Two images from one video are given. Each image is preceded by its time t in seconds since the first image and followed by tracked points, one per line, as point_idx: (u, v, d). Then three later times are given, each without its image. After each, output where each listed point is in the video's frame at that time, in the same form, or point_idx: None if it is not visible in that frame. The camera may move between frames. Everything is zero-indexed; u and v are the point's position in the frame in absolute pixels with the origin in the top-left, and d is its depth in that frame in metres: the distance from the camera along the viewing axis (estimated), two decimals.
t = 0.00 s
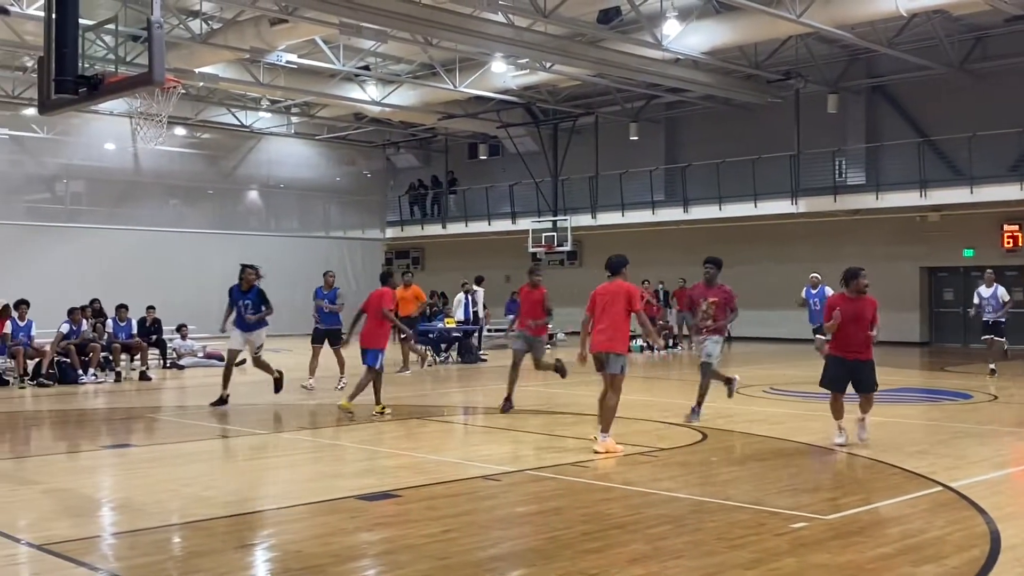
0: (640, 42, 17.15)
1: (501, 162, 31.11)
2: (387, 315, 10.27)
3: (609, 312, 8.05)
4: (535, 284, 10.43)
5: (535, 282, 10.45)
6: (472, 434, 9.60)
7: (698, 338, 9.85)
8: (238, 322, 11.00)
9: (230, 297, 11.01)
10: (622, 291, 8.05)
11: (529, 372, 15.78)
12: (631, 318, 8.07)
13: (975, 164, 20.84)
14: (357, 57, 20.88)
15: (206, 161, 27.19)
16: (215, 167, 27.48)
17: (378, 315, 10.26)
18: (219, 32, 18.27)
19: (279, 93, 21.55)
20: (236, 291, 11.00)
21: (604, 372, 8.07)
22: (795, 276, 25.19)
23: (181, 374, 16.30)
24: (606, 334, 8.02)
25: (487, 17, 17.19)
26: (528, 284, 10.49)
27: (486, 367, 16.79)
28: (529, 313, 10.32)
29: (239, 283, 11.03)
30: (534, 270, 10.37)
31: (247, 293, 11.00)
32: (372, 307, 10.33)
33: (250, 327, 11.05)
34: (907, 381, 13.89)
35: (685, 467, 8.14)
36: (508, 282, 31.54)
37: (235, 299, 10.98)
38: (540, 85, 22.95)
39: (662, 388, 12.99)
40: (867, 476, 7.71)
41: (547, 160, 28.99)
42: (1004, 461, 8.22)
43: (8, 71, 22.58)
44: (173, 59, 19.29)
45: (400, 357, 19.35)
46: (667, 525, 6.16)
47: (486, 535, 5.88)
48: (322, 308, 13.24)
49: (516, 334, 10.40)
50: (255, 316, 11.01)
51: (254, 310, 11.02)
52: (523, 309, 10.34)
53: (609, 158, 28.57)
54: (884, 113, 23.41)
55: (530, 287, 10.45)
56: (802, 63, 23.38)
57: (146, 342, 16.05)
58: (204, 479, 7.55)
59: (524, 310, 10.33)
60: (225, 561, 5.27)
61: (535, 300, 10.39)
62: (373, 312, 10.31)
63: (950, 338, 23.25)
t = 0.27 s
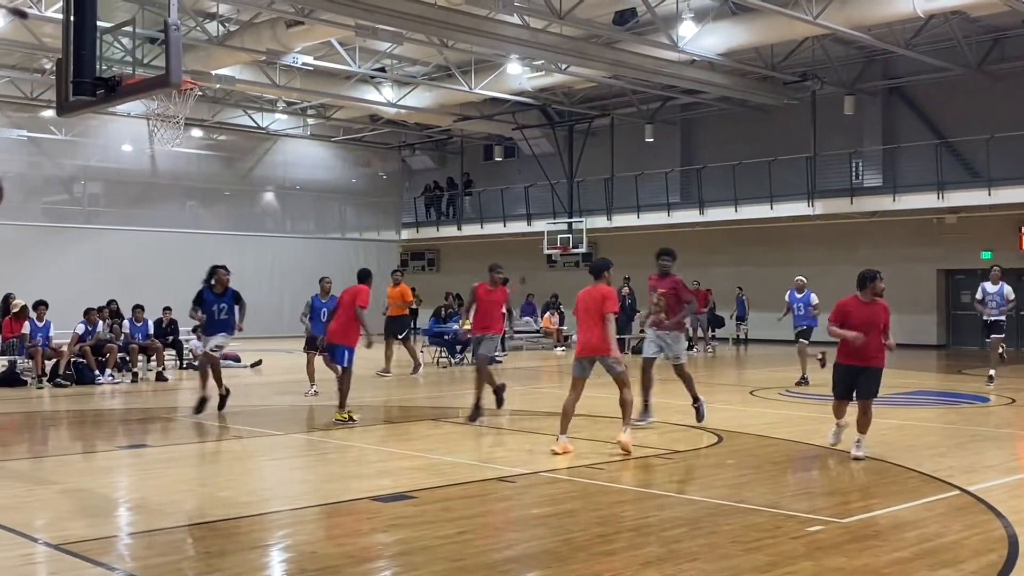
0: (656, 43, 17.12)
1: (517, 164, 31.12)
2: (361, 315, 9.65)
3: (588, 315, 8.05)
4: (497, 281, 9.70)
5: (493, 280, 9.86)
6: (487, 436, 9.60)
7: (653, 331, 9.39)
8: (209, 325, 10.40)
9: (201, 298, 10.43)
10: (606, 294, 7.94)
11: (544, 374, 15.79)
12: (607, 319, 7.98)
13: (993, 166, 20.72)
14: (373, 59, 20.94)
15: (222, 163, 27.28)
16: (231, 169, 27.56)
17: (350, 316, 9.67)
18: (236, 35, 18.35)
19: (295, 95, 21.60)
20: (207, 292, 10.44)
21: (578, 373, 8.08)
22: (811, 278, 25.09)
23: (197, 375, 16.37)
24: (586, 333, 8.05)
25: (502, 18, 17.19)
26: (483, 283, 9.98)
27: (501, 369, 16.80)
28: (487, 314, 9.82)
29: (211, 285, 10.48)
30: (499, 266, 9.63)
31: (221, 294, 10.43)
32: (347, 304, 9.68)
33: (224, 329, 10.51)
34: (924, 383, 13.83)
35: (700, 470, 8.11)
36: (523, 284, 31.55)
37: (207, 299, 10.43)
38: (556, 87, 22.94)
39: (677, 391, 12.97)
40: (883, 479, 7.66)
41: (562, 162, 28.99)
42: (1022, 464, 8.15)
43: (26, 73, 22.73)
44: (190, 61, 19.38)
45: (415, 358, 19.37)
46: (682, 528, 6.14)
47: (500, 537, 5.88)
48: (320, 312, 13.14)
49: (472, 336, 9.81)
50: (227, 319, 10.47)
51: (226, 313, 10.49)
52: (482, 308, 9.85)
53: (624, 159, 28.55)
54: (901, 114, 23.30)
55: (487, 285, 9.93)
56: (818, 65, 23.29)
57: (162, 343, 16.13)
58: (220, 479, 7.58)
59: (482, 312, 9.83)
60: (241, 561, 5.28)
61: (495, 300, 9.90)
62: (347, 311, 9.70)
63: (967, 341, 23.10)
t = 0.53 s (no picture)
0: (664, 43, 17.11)
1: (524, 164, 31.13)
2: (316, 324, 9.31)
3: (577, 310, 8.17)
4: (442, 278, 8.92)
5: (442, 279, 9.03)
6: (493, 435, 9.60)
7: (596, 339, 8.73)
8: (168, 333, 9.54)
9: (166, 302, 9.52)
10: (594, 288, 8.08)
11: (551, 373, 15.79)
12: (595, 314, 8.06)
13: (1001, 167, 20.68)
14: (380, 59, 20.98)
15: (230, 162, 27.32)
16: (238, 168, 27.60)
17: (306, 323, 9.30)
18: (244, 34, 18.37)
19: (302, 95, 21.63)
20: (174, 296, 9.52)
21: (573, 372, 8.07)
22: (818, 278, 25.04)
23: (204, 374, 16.41)
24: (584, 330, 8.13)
25: (510, 18, 17.20)
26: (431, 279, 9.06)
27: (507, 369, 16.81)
28: (432, 314, 8.98)
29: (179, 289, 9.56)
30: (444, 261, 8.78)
31: (186, 303, 9.50)
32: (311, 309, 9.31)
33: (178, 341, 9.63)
34: (931, 384, 13.79)
35: (706, 470, 8.11)
36: (529, 284, 31.55)
37: (171, 306, 9.50)
38: (563, 86, 22.94)
39: (683, 391, 12.96)
40: (890, 481, 7.63)
41: (569, 161, 28.98)
42: None
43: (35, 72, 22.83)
44: (198, 61, 19.44)
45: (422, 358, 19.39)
46: (688, 528, 6.14)
47: (507, 536, 5.87)
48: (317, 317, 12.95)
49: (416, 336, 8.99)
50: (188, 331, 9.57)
51: (189, 323, 9.57)
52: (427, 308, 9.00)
53: (631, 159, 28.54)
54: (909, 114, 23.25)
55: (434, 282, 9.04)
56: (826, 64, 23.26)
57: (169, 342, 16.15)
58: (227, 478, 7.59)
59: (429, 312, 8.95)
60: (247, 560, 5.29)
61: (443, 299, 9.01)
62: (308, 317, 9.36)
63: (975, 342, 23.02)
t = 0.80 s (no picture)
0: (665, 41, 17.11)
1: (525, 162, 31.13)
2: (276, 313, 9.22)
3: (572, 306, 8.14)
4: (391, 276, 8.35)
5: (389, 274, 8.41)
6: (494, 433, 9.61)
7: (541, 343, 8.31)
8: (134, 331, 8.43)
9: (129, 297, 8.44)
10: (589, 285, 7.96)
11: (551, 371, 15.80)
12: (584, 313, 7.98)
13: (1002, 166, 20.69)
14: (381, 56, 20.97)
15: (230, 159, 27.33)
16: (239, 165, 27.61)
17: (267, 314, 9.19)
18: (245, 31, 18.36)
19: (303, 92, 21.63)
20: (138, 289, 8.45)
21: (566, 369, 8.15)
22: (819, 277, 25.05)
23: (205, 371, 16.43)
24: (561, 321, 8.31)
25: (511, 16, 17.20)
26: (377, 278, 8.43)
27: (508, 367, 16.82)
28: (374, 316, 8.35)
29: (143, 281, 8.48)
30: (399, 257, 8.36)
31: (152, 296, 8.41)
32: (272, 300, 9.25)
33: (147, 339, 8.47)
34: (931, 382, 13.81)
35: (707, 468, 8.11)
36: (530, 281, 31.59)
37: (134, 300, 8.41)
38: (564, 84, 22.94)
39: (684, 389, 12.96)
40: (890, 479, 7.63)
41: (570, 159, 28.98)
42: None
43: (37, 68, 22.86)
44: (199, 58, 19.45)
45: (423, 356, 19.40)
46: (689, 526, 6.14)
47: (508, 534, 5.88)
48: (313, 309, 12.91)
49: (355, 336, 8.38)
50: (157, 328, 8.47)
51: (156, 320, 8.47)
52: (369, 309, 8.33)
53: (632, 157, 28.56)
54: (911, 112, 23.25)
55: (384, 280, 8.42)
56: (827, 63, 23.26)
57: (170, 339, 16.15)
58: (227, 475, 7.60)
59: (372, 311, 8.33)
60: (248, 557, 5.29)
61: (388, 300, 8.38)
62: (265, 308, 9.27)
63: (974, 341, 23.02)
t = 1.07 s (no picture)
0: (665, 38, 17.12)
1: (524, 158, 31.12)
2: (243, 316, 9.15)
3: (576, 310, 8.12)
4: (352, 265, 7.75)
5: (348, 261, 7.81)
6: (492, 429, 9.60)
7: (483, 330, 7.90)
8: (121, 320, 7.65)
9: (113, 283, 7.64)
10: (595, 286, 7.98)
11: (550, 368, 15.80)
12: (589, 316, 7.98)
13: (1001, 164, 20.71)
14: (380, 52, 20.95)
15: (229, 155, 27.31)
16: (238, 161, 27.59)
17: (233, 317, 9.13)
18: (243, 27, 18.32)
19: (302, 88, 21.62)
20: (122, 276, 7.71)
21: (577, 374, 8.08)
22: (818, 275, 25.07)
23: (203, 366, 16.42)
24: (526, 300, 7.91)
25: (510, 12, 17.17)
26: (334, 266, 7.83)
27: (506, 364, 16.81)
28: (338, 303, 7.75)
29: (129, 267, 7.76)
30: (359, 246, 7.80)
31: (142, 282, 7.72)
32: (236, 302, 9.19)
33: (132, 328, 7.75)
34: (929, 380, 13.82)
35: (705, 465, 8.11)
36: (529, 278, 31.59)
37: (124, 287, 7.65)
38: (563, 81, 22.93)
39: (683, 386, 12.96)
40: (887, 476, 7.63)
41: (569, 156, 28.97)
42: None
43: (36, 63, 22.84)
44: (198, 54, 19.40)
45: (421, 352, 19.39)
46: (687, 523, 6.14)
47: (506, 530, 5.89)
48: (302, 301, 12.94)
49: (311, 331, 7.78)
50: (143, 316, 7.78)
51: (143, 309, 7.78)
52: (332, 296, 7.72)
53: (631, 153, 28.55)
54: (909, 110, 23.25)
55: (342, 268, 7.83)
56: (827, 60, 23.25)
57: (167, 334, 16.14)
58: (225, 471, 7.59)
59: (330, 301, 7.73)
60: (246, 553, 5.30)
61: (350, 288, 7.85)
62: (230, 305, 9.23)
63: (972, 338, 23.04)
